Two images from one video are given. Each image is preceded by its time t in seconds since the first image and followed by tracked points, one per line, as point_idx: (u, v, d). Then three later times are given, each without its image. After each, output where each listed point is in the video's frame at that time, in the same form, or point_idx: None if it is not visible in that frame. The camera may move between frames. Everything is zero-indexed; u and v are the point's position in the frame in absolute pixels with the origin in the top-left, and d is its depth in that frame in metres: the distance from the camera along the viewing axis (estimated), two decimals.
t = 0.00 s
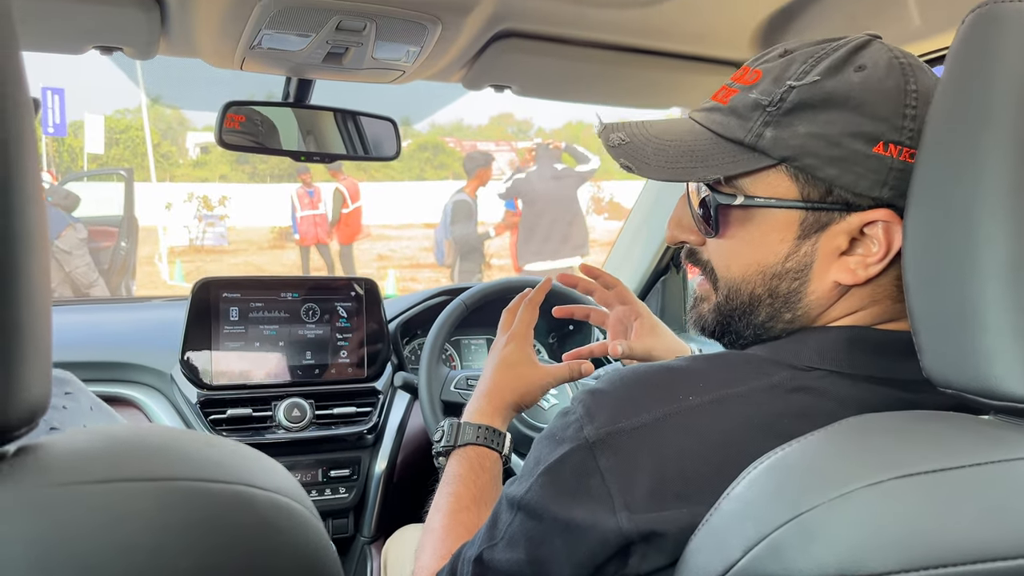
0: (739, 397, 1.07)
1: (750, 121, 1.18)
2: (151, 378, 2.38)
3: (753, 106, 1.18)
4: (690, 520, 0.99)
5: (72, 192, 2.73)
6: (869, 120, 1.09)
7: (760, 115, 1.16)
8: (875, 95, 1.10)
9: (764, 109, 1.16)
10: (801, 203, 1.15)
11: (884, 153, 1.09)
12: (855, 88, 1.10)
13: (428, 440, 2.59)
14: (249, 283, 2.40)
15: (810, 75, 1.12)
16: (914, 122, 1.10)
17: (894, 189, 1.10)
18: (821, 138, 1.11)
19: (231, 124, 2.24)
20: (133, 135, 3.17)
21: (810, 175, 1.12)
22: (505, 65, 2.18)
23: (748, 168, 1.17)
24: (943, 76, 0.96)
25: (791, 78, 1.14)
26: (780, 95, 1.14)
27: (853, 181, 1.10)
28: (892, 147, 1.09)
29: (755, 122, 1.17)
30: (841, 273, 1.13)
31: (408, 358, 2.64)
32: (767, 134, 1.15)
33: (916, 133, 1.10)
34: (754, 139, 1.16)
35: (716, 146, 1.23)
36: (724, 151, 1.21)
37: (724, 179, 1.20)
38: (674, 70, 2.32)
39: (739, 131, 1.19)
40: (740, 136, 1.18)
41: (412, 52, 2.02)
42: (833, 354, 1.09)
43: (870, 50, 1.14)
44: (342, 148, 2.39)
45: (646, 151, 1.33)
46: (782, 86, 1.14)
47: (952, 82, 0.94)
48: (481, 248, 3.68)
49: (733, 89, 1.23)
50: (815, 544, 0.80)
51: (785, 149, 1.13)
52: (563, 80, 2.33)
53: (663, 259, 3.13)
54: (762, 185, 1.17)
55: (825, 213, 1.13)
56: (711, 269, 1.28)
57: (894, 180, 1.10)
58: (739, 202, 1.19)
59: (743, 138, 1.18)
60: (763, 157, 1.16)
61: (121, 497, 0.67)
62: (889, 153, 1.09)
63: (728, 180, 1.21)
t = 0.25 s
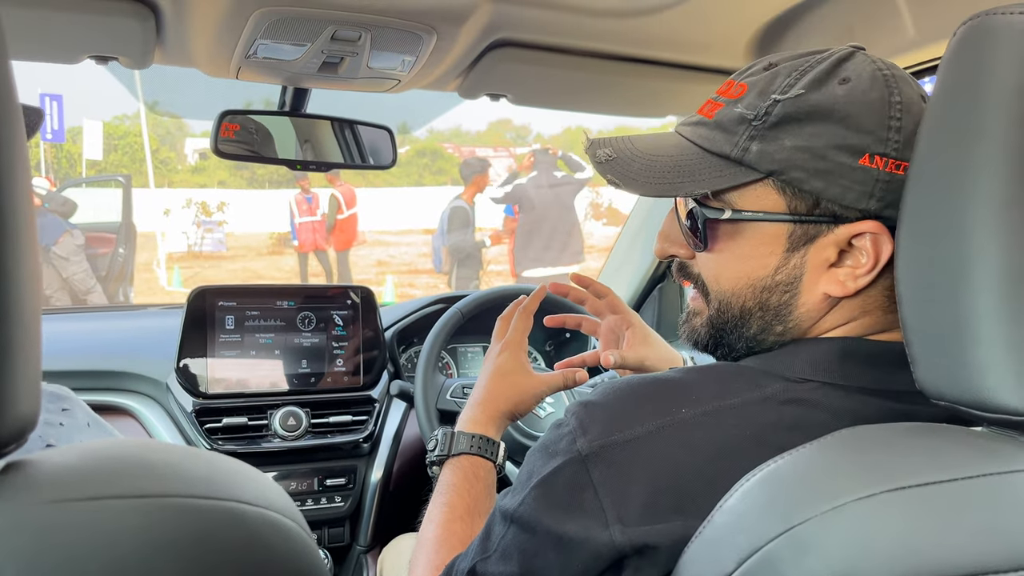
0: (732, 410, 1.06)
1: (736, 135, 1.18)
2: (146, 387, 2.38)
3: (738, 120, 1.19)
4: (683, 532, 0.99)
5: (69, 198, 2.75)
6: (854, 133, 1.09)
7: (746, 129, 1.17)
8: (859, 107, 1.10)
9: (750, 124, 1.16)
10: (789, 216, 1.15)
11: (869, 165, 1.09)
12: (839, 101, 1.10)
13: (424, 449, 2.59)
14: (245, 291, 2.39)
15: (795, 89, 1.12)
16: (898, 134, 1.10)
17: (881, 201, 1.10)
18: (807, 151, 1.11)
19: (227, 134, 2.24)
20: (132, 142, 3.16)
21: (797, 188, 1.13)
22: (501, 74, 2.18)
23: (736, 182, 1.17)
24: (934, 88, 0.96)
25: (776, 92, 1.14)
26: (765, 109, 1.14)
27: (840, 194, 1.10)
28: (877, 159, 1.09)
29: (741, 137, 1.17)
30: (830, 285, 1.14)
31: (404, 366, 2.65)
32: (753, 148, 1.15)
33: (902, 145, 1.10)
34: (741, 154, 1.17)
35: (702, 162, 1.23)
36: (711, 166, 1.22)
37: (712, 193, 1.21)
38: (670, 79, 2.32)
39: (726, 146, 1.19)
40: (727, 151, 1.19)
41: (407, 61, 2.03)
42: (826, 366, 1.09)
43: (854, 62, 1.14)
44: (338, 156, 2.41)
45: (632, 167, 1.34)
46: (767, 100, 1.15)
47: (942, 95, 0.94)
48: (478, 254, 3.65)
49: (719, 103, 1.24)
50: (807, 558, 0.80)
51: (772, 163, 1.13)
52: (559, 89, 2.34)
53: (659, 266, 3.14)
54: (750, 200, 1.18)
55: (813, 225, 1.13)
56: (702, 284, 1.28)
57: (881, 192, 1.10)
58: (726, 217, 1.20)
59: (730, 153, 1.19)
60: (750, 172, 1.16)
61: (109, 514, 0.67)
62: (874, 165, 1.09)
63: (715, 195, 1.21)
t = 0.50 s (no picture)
0: (731, 414, 1.06)
1: (731, 140, 1.18)
2: (143, 391, 2.36)
3: (732, 125, 1.19)
4: (682, 536, 0.99)
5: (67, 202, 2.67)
6: (849, 135, 1.09)
7: (740, 135, 1.17)
8: (853, 109, 1.10)
9: (744, 129, 1.16)
10: (786, 219, 1.15)
11: (865, 167, 1.09)
12: (832, 103, 1.10)
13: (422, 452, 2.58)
14: (242, 295, 2.39)
15: (788, 92, 1.12)
16: (892, 135, 1.10)
17: (878, 202, 1.10)
18: (803, 154, 1.11)
19: (224, 138, 2.24)
20: (131, 146, 3.25)
21: (793, 192, 1.12)
22: (498, 77, 2.18)
23: (732, 187, 1.17)
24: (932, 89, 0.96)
25: (769, 96, 1.14)
26: (759, 114, 1.14)
27: (837, 196, 1.10)
28: (873, 160, 1.09)
29: (736, 141, 1.17)
30: (828, 288, 1.14)
31: (402, 369, 2.63)
32: (748, 153, 1.15)
33: (897, 145, 1.10)
34: (736, 159, 1.17)
35: (697, 167, 1.23)
36: (706, 171, 1.21)
37: (708, 199, 1.21)
38: (667, 82, 2.32)
39: (720, 152, 1.19)
40: (722, 156, 1.19)
41: (405, 64, 2.03)
42: (824, 369, 1.09)
43: (845, 64, 1.14)
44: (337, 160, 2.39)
45: (626, 176, 1.34)
46: (760, 104, 1.15)
47: (941, 97, 0.94)
48: (476, 257, 3.64)
49: (712, 108, 1.24)
50: (806, 561, 0.79)
51: (767, 167, 1.13)
52: (556, 92, 2.34)
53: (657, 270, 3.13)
54: (746, 204, 1.18)
55: (811, 228, 1.13)
56: (699, 289, 1.28)
57: (877, 194, 1.10)
58: (723, 222, 1.20)
59: (725, 158, 1.19)
60: (746, 176, 1.16)
61: (100, 518, 0.66)
62: (870, 167, 1.09)
63: (712, 201, 1.21)
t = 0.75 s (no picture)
0: (729, 412, 1.05)
1: (728, 138, 1.18)
2: (139, 391, 2.35)
3: (729, 122, 1.18)
4: (680, 536, 0.98)
5: (66, 204, 2.69)
6: (847, 131, 1.08)
7: (738, 132, 1.16)
8: (850, 105, 1.09)
9: (742, 126, 1.16)
10: (783, 217, 1.14)
11: (863, 163, 1.08)
12: (829, 100, 1.09)
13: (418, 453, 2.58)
14: (239, 295, 2.38)
15: (785, 89, 1.12)
16: (890, 131, 1.09)
17: (876, 199, 1.09)
18: (800, 151, 1.10)
19: (220, 139, 2.24)
20: (128, 148, 3.25)
21: (791, 189, 1.11)
22: (496, 75, 2.17)
23: (729, 185, 1.16)
24: (933, 86, 0.96)
25: (766, 93, 1.14)
26: (756, 111, 1.13)
27: (834, 193, 1.09)
28: (871, 157, 1.08)
29: (733, 139, 1.17)
30: (827, 286, 1.12)
31: (400, 369, 2.62)
32: (746, 150, 1.15)
33: (895, 141, 1.09)
34: (733, 156, 1.16)
35: (694, 166, 1.22)
36: (704, 169, 1.21)
37: (705, 197, 1.20)
38: (665, 80, 2.31)
39: (718, 149, 1.19)
40: (719, 153, 1.18)
41: (402, 63, 2.02)
42: (824, 367, 1.08)
43: (841, 61, 1.14)
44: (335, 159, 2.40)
45: (623, 174, 1.33)
46: (757, 101, 1.14)
47: (942, 93, 0.93)
48: (475, 258, 3.59)
49: (709, 107, 1.23)
50: (806, 560, 0.79)
51: (765, 164, 1.12)
52: (554, 91, 2.33)
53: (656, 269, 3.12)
54: (744, 202, 1.17)
55: (809, 225, 1.12)
56: (697, 288, 1.27)
57: (875, 191, 1.09)
58: (721, 220, 1.19)
59: (722, 156, 1.18)
60: (743, 173, 1.15)
61: (92, 517, 0.65)
62: (868, 164, 1.08)
63: (709, 199, 1.20)
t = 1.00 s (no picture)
0: (723, 410, 1.05)
1: (723, 136, 1.18)
2: (136, 391, 2.36)
3: (724, 121, 1.18)
4: (676, 534, 0.98)
5: (62, 203, 2.66)
6: (841, 129, 1.09)
7: (732, 131, 1.16)
8: (844, 104, 1.09)
9: (736, 124, 1.16)
10: (778, 215, 1.14)
11: (858, 162, 1.09)
12: (824, 98, 1.10)
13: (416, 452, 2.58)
14: (236, 294, 2.38)
15: (779, 88, 1.12)
16: (884, 129, 1.09)
17: (870, 198, 1.10)
18: (795, 149, 1.10)
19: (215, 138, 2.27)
20: (125, 148, 3.24)
21: (786, 187, 1.12)
22: (492, 75, 2.17)
23: (724, 183, 1.17)
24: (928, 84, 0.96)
25: (760, 92, 1.14)
26: (751, 110, 1.14)
27: (829, 191, 1.10)
28: (865, 155, 1.09)
29: (728, 137, 1.17)
30: (822, 285, 1.13)
31: (397, 369, 2.63)
32: (740, 148, 1.15)
33: (889, 139, 1.09)
34: (728, 154, 1.16)
35: (690, 164, 1.22)
36: (699, 168, 1.21)
37: (700, 195, 1.20)
38: (662, 80, 2.32)
39: (712, 148, 1.19)
40: (714, 152, 1.18)
41: (399, 62, 2.02)
42: (818, 365, 1.08)
43: (832, 59, 1.14)
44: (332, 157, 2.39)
45: (618, 171, 1.33)
46: (752, 100, 1.14)
47: (938, 91, 0.93)
48: (472, 257, 3.57)
49: (704, 106, 1.23)
50: (801, 557, 0.79)
51: (760, 163, 1.13)
52: (551, 91, 2.33)
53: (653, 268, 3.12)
54: (739, 201, 1.17)
55: (804, 224, 1.13)
56: (692, 287, 1.27)
57: (870, 189, 1.09)
58: (716, 219, 1.19)
59: (717, 154, 1.18)
60: (738, 172, 1.16)
61: (84, 516, 0.65)
62: (862, 162, 1.09)
63: (704, 197, 1.20)
